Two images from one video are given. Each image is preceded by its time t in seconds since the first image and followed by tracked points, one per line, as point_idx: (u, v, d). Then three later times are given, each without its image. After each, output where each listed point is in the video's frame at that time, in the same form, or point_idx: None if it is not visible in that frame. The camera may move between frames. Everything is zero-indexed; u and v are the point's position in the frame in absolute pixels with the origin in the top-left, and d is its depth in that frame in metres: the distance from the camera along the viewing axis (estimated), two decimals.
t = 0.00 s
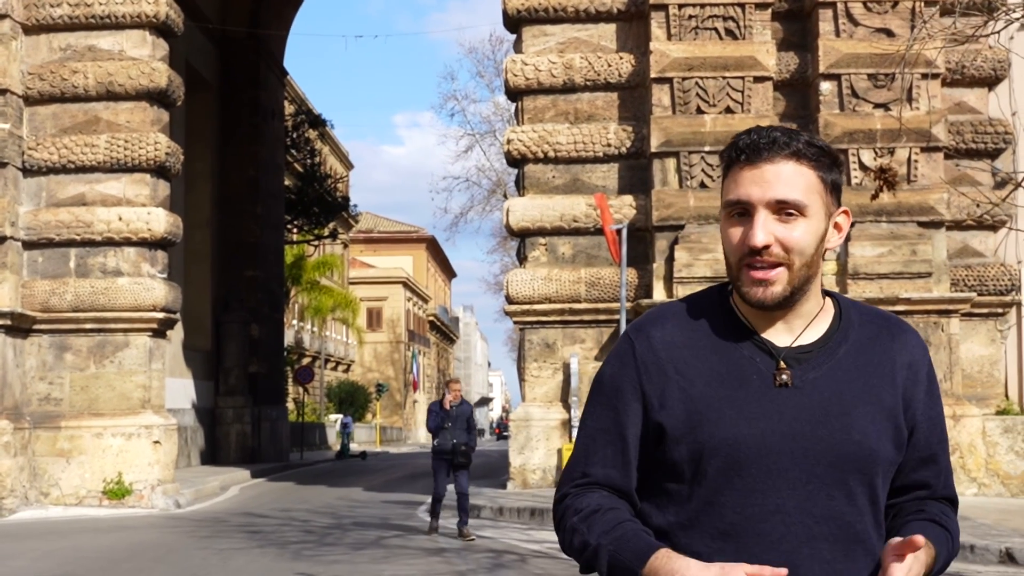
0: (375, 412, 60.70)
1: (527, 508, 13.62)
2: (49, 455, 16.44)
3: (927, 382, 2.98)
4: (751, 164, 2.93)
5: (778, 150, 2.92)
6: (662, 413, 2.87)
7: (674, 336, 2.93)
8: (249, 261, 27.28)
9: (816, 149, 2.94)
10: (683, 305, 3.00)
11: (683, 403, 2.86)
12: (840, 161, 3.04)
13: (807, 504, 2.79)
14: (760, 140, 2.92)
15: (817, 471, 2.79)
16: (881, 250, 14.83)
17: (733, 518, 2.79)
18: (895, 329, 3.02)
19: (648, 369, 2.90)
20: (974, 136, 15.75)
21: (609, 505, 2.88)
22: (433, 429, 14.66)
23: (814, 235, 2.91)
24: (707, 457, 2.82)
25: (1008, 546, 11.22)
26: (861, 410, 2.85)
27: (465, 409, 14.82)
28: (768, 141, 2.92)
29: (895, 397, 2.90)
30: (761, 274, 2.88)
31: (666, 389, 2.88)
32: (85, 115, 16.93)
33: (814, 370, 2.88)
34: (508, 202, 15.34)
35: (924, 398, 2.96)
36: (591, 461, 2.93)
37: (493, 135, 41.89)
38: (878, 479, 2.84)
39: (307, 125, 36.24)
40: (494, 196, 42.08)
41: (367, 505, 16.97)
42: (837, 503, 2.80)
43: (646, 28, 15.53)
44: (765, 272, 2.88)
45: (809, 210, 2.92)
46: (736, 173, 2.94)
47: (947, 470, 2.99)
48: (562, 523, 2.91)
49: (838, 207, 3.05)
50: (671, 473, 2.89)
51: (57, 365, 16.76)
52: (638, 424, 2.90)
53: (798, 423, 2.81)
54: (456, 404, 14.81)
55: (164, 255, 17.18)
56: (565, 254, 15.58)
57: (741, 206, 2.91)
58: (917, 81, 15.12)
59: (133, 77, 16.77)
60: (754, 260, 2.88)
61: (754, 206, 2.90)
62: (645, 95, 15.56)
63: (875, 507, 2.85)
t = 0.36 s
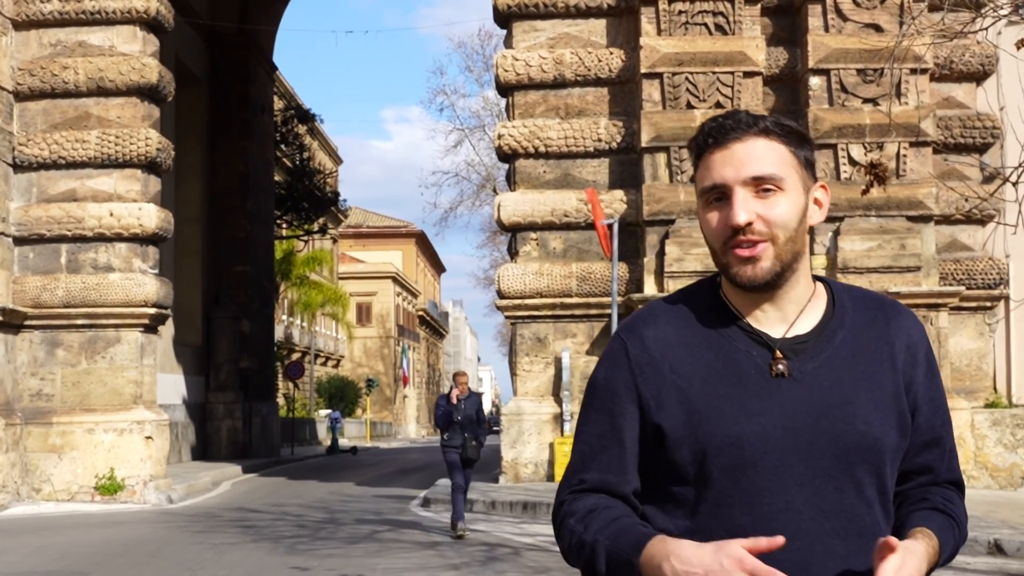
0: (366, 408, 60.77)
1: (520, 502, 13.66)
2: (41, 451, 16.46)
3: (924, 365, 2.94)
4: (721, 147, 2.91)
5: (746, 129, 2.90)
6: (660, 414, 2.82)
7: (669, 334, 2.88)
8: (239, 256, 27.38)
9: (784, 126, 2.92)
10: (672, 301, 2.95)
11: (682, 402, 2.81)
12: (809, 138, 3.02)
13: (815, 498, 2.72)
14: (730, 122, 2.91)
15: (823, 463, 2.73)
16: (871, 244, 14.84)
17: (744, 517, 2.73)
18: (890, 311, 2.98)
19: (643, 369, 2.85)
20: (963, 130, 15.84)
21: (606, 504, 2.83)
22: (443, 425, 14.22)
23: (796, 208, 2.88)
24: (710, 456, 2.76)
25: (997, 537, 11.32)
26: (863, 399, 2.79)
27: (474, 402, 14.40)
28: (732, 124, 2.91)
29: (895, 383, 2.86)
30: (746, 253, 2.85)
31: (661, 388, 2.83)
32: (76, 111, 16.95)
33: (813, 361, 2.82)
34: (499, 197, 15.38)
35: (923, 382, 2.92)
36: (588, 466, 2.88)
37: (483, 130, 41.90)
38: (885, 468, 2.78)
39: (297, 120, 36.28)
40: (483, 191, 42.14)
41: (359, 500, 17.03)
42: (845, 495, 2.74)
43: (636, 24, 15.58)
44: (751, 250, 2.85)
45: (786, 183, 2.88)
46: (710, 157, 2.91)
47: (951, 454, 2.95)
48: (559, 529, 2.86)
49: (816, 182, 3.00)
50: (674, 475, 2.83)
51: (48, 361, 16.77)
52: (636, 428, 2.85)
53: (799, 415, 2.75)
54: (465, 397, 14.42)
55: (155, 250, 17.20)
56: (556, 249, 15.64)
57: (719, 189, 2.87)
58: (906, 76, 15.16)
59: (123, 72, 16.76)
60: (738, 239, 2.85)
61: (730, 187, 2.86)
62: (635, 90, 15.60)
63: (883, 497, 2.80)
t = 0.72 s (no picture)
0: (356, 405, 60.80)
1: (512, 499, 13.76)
2: (33, 450, 16.48)
3: (897, 342, 2.92)
4: (689, 146, 2.92)
5: (714, 128, 2.91)
6: (610, 410, 2.95)
7: (619, 332, 3.00)
8: (227, 255, 27.26)
9: (751, 122, 2.93)
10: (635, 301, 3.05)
11: (633, 399, 2.92)
12: (773, 132, 3.03)
13: (770, 485, 2.77)
14: (698, 119, 2.91)
15: (776, 450, 2.79)
16: (860, 241, 14.99)
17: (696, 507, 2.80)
18: (861, 291, 2.98)
19: (596, 368, 2.98)
20: (949, 127, 15.96)
21: (542, 493, 3.01)
22: (445, 423, 14.30)
23: (762, 209, 2.91)
24: (661, 448, 2.86)
25: (985, 531, 11.43)
26: (818, 383, 2.83)
27: (478, 400, 14.37)
28: (704, 121, 2.92)
29: (857, 364, 2.87)
30: (716, 257, 2.89)
31: (614, 388, 2.95)
32: (66, 110, 16.98)
33: (769, 348, 2.88)
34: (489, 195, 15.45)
35: (897, 359, 2.91)
36: (542, 460, 3.06)
37: (472, 128, 41.96)
38: (848, 450, 2.81)
39: (286, 118, 36.30)
40: (473, 188, 42.22)
41: (351, 497, 17.10)
42: (802, 481, 2.78)
43: (626, 22, 15.64)
44: (721, 254, 2.88)
45: (754, 183, 2.91)
46: (676, 156, 2.92)
47: (940, 432, 2.91)
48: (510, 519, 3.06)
49: (778, 178, 3.03)
50: (634, 469, 2.92)
51: (40, 360, 16.80)
52: (587, 430, 2.98)
53: (749, 404, 2.82)
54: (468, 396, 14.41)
55: (147, 248, 17.22)
56: (546, 246, 15.71)
57: (687, 190, 2.90)
58: (893, 74, 15.23)
59: (114, 72, 16.78)
60: (708, 242, 2.88)
61: (700, 188, 2.89)
62: (625, 88, 15.65)
63: (851, 478, 2.81)
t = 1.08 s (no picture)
0: (351, 405, 60.81)
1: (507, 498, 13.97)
2: (30, 451, 16.53)
3: (871, 342, 2.92)
4: (672, 158, 3.01)
5: (695, 139, 3.01)
6: (602, 415, 3.18)
7: (612, 341, 3.24)
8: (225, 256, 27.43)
9: (731, 129, 3.03)
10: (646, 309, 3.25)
11: (621, 406, 3.14)
12: (753, 134, 3.13)
13: (727, 490, 2.93)
14: (680, 134, 3.00)
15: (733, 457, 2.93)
16: (853, 240, 15.12)
17: (666, 511, 3.03)
18: (843, 292, 3.01)
19: (598, 375, 3.22)
20: (941, 127, 16.03)
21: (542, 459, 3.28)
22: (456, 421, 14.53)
23: (748, 215, 3.01)
24: (639, 455, 3.08)
25: (976, 528, 11.52)
26: (776, 389, 2.92)
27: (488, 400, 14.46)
28: (684, 133, 3.01)
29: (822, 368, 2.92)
30: (706, 267, 3.00)
31: (608, 393, 3.18)
32: (61, 113, 17.04)
33: (738, 352, 2.99)
34: (484, 196, 15.51)
35: (869, 361, 2.91)
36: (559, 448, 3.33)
37: (466, 127, 42.03)
38: (805, 456, 2.88)
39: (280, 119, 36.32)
40: (468, 187, 42.28)
41: (348, 497, 17.17)
42: (758, 487, 2.91)
43: (619, 23, 15.73)
44: (711, 263, 3.00)
45: (739, 192, 3.01)
46: (660, 170, 3.02)
47: (919, 431, 2.84)
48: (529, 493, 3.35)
49: (762, 179, 3.14)
50: (625, 470, 3.13)
51: (37, 361, 16.86)
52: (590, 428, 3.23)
53: (709, 412, 2.97)
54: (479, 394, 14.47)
55: (143, 250, 17.28)
56: (541, 246, 15.78)
57: (671, 203, 3.00)
58: (885, 74, 15.34)
59: (110, 73, 16.82)
60: (697, 253, 3.00)
61: (685, 202, 2.99)
62: (618, 89, 15.73)
63: (813, 483, 2.89)
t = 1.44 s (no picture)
0: (353, 405, 61.01)
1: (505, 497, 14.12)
2: (32, 450, 16.61)
3: (873, 350, 2.61)
4: (700, 150, 2.76)
5: (726, 131, 2.75)
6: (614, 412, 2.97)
7: (641, 333, 3.03)
8: (227, 256, 27.51)
9: (766, 120, 2.77)
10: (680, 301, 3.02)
11: (628, 403, 2.93)
12: (788, 131, 2.87)
13: (714, 496, 2.70)
14: (710, 121, 2.75)
15: (720, 461, 2.69)
16: (851, 240, 15.20)
17: (662, 515, 2.83)
18: (853, 293, 2.70)
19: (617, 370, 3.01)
20: (940, 127, 16.10)
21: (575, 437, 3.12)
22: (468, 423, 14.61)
23: (774, 214, 2.74)
24: (640, 454, 2.87)
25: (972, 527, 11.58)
26: (767, 392, 2.66)
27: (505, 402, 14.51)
28: (714, 124, 2.75)
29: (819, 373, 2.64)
30: (726, 267, 2.72)
31: (621, 390, 2.97)
32: (64, 114, 17.13)
33: (741, 348, 2.74)
34: (484, 196, 15.59)
35: (872, 367, 2.59)
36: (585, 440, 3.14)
37: (468, 127, 42.14)
38: (794, 465, 2.62)
39: (283, 120, 36.31)
40: (469, 188, 42.43)
41: (349, 495, 17.29)
42: (744, 494, 2.67)
43: (619, 24, 15.81)
44: (730, 264, 2.72)
45: (768, 190, 2.74)
46: (685, 158, 2.77)
47: (916, 445, 2.52)
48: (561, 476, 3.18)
49: (792, 179, 2.86)
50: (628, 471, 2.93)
51: (39, 361, 16.96)
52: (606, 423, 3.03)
53: (702, 412, 2.73)
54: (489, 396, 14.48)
55: (144, 251, 17.39)
56: (541, 246, 15.86)
57: (694, 194, 2.75)
58: (884, 74, 15.44)
59: (112, 75, 16.92)
60: (717, 251, 2.73)
61: (711, 194, 2.73)
62: (618, 89, 15.81)
63: (802, 495, 2.62)
